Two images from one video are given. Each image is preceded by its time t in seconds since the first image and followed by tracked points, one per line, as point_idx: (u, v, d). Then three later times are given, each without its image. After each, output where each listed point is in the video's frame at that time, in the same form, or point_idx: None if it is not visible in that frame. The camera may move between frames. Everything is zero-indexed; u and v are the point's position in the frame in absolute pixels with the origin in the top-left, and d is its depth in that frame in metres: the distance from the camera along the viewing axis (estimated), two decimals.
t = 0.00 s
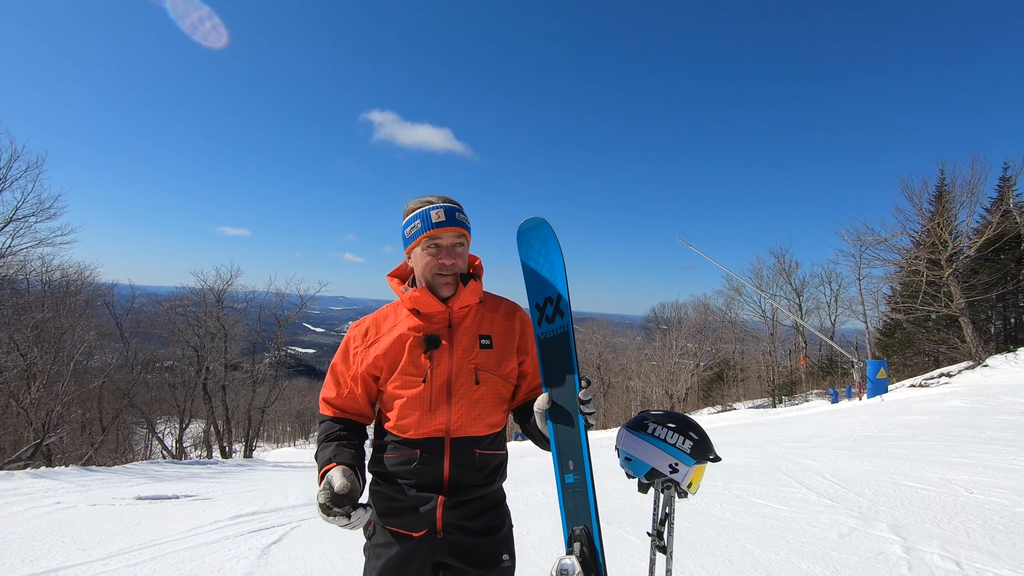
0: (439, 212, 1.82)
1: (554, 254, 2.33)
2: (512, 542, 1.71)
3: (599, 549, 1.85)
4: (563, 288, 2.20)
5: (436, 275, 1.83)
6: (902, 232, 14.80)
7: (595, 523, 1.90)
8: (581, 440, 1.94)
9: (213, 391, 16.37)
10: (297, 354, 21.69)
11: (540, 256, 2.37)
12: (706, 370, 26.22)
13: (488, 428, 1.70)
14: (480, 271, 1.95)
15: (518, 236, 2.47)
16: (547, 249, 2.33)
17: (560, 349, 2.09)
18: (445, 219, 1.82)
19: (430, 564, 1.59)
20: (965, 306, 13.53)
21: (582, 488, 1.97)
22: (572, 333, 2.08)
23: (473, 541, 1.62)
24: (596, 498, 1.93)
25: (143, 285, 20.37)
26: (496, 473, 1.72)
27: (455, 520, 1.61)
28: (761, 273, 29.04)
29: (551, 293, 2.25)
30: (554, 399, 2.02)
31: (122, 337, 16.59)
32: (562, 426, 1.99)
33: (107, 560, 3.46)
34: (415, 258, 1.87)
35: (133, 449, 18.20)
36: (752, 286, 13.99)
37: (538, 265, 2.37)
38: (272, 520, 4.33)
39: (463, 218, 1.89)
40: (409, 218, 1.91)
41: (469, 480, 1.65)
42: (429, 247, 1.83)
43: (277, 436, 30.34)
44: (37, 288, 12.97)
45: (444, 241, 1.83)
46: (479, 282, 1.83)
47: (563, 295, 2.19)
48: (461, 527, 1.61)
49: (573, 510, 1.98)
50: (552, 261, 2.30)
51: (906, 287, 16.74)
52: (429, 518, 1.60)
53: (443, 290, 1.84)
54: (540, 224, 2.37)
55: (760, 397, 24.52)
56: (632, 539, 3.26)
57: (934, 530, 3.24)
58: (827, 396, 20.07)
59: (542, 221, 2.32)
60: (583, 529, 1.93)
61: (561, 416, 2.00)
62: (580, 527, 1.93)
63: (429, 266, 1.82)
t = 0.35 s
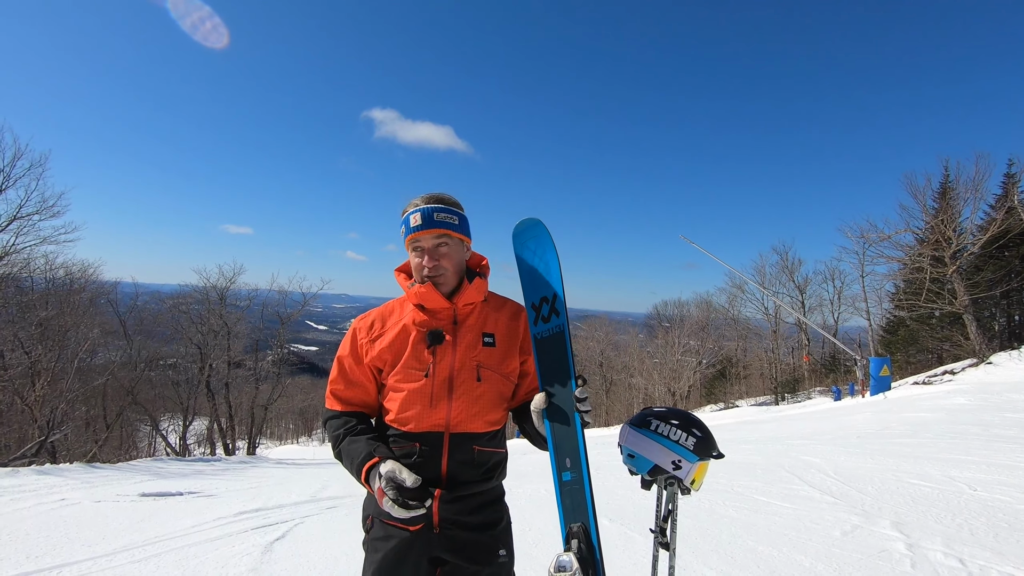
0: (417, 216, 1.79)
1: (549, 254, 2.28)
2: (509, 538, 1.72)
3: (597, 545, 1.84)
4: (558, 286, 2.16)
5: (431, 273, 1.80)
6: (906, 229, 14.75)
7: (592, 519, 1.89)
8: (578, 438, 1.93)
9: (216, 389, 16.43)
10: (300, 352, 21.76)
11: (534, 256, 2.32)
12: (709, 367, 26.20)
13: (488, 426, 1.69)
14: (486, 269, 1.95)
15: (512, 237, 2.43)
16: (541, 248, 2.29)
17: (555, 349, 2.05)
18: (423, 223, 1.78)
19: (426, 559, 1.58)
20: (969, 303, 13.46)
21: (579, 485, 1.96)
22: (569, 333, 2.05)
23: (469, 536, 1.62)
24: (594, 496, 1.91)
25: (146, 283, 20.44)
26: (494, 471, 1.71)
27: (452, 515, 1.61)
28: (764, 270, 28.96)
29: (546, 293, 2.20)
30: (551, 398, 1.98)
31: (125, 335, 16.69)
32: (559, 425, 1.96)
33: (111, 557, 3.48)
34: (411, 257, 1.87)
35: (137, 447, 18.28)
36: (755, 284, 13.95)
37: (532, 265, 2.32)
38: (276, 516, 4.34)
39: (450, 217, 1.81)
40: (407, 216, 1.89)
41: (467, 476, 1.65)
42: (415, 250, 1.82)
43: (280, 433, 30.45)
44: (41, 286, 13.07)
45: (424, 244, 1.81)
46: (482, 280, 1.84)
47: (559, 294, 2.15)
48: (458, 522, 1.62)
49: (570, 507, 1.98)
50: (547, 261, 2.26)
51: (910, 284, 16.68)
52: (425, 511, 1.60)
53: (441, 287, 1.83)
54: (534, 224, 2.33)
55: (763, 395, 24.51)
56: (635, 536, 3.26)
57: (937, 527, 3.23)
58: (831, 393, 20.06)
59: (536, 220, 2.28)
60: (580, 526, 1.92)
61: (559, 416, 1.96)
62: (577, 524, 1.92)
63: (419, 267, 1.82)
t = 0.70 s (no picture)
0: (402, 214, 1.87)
1: (607, 220, 2.08)
2: (475, 542, 1.54)
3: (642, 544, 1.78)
4: (614, 261, 1.97)
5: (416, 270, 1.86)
6: (909, 226, 14.71)
7: (638, 519, 1.77)
8: (628, 431, 1.70)
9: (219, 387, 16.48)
10: (303, 350, 21.82)
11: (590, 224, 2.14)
12: (711, 365, 26.19)
13: (449, 425, 1.57)
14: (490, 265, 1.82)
15: (567, 198, 2.25)
16: (600, 214, 2.09)
17: (607, 325, 1.91)
18: (404, 220, 1.83)
19: (393, 543, 1.58)
20: (973, 301, 13.42)
21: (625, 481, 1.79)
22: (623, 312, 1.87)
23: (426, 530, 1.53)
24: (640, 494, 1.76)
25: (149, 282, 20.50)
26: (461, 470, 1.56)
27: (412, 505, 1.56)
28: (767, 268, 28.88)
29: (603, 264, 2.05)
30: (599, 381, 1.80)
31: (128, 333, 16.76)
32: (609, 414, 1.75)
33: (115, 554, 3.50)
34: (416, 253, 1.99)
35: (141, 444, 18.38)
36: (758, 282, 13.95)
37: (588, 234, 2.16)
38: (279, 514, 4.36)
39: (426, 215, 1.79)
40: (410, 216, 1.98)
41: (428, 470, 1.56)
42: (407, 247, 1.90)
43: (283, 431, 30.56)
44: (45, 285, 13.12)
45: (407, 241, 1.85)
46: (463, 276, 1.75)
47: (613, 268, 1.96)
48: (415, 513, 1.55)
49: (614, 502, 1.85)
50: (603, 229, 2.08)
51: (913, 282, 16.63)
52: (391, 496, 1.61)
53: (430, 282, 1.84)
54: (593, 186, 2.12)
55: (765, 393, 24.49)
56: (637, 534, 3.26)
57: (940, 525, 3.23)
58: (833, 391, 20.05)
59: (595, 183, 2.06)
60: (626, 524, 1.80)
61: (610, 404, 1.75)
62: (622, 522, 1.80)
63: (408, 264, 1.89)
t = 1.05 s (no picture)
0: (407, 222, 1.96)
1: (682, 179, 1.71)
2: (443, 549, 1.44)
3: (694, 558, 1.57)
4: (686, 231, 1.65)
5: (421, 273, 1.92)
6: (911, 226, 14.67)
7: (691, 533, 1.54)
8: (687, 435, 1.45)
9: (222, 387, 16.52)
10: (305, 350, 21.86)
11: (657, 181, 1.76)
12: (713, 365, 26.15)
13: (421, 414, 1.48)
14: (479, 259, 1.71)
15: (633, 146, 1.83)
16: (672, 171, 1.73)
17: (672, 305, 1.59)
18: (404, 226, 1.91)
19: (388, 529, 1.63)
20: (976, 301, 13.38)
21: (678, 487, 1.55)
22: (691, 292, 1.57)
23: (401, 524, 1.51)
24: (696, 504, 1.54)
25: (151, 282, 20.56)
26: (430, 468, 1.46)
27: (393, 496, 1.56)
28: (769, 268, 28.81)
29: (672, 234, 1.69)
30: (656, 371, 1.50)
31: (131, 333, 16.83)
32: (665, 413, 1.47)
33: (119, 553, 3.51)
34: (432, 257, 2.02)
35: (143, 444, 18.44)
36: (759, 282, 13.94)
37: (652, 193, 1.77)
38: (282, 514, 4.37)
39: (411, 221, 1.83)
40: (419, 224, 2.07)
41: (403, 463, 1.52)
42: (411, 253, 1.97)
43: (285, 431, 30.63)
44: (48, 285, 13.15)
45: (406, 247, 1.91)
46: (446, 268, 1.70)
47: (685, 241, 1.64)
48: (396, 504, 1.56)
49: (661, 513, 1.61)
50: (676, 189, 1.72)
51: (916, 282, 16.59)
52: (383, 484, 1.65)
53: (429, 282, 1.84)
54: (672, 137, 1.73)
55: (767, 394, 24.45)
56: (638, 534, 3.26)
57: (943, 526, 3.22)
58: (835, 391, 20.03)
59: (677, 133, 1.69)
60: (677, 539, 1.57)
61: (667, 402, 1.47)
62: (673, 536, 1.58)
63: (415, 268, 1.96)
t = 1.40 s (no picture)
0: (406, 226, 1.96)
1: (707, 156, 1.61)
2: (440, 553, 1.44)
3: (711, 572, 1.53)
4: (714, 214, 1.54)
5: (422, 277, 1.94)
6: (914, 226, 14.64)
7: (710, 549, 1.49)
8: (707, 443, 1.40)
9: (224, 387, 16.57)
10: (307, 351, 21.92)
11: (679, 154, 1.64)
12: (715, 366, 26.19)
13: (417, 414, 1.50)
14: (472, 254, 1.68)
15: (654, 110, 1.70)
16: (698, 145, 1.63)
17: (694, 299, 1.48)
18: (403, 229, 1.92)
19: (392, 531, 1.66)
20: (979, 302, 13.33)
21: (696, 500, 1.49)
22: (715, 283, 1.47)
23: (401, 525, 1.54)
24: (715, 517, 1.47)
25: (154, 283, 20.63)
26: (426, 468, 1.47)
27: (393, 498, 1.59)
28: (771, 268, 28.74)
29: (696, 216, 1.57)
30: (673, 372, 1.40)
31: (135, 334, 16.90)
32: (682, 419, 1.40)
33: (122, 553, 3.52)
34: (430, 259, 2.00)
35: (146, 444, 18.51)
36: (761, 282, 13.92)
37: (673, 166, 1.64)
38: (284, 514, 4.38)
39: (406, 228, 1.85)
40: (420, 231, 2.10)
41: (402, 465, 1.55)
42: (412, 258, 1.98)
43: (287, 431, 30.70)
44: (52, 285, 13.24)
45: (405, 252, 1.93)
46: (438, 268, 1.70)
47: (712, 224, 1.54)
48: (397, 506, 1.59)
49: (676, 529, 1.53)
50: (701, 166, 1.61)
51: (919, 282, 16.57)
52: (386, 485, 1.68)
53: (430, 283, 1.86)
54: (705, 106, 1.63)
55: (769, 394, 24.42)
56: (640, 535, 3.26)
57: (946, 526, 3.21)
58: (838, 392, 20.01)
59: (710, 101, 1.60)
60: (695, 556, 1.51)
61: (685, 407, 1.39)
62: (692, 554, 1.51)
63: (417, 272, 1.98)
